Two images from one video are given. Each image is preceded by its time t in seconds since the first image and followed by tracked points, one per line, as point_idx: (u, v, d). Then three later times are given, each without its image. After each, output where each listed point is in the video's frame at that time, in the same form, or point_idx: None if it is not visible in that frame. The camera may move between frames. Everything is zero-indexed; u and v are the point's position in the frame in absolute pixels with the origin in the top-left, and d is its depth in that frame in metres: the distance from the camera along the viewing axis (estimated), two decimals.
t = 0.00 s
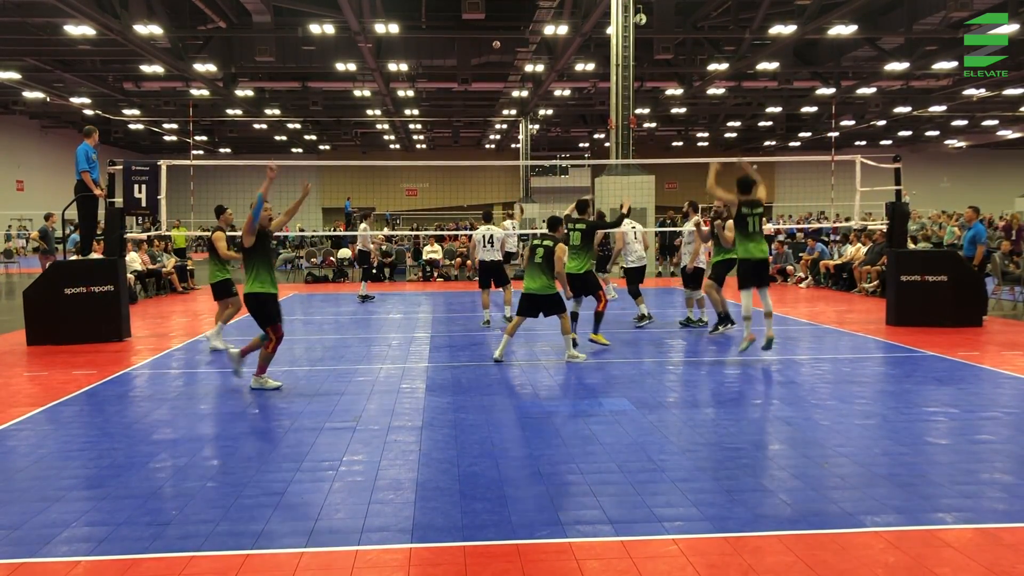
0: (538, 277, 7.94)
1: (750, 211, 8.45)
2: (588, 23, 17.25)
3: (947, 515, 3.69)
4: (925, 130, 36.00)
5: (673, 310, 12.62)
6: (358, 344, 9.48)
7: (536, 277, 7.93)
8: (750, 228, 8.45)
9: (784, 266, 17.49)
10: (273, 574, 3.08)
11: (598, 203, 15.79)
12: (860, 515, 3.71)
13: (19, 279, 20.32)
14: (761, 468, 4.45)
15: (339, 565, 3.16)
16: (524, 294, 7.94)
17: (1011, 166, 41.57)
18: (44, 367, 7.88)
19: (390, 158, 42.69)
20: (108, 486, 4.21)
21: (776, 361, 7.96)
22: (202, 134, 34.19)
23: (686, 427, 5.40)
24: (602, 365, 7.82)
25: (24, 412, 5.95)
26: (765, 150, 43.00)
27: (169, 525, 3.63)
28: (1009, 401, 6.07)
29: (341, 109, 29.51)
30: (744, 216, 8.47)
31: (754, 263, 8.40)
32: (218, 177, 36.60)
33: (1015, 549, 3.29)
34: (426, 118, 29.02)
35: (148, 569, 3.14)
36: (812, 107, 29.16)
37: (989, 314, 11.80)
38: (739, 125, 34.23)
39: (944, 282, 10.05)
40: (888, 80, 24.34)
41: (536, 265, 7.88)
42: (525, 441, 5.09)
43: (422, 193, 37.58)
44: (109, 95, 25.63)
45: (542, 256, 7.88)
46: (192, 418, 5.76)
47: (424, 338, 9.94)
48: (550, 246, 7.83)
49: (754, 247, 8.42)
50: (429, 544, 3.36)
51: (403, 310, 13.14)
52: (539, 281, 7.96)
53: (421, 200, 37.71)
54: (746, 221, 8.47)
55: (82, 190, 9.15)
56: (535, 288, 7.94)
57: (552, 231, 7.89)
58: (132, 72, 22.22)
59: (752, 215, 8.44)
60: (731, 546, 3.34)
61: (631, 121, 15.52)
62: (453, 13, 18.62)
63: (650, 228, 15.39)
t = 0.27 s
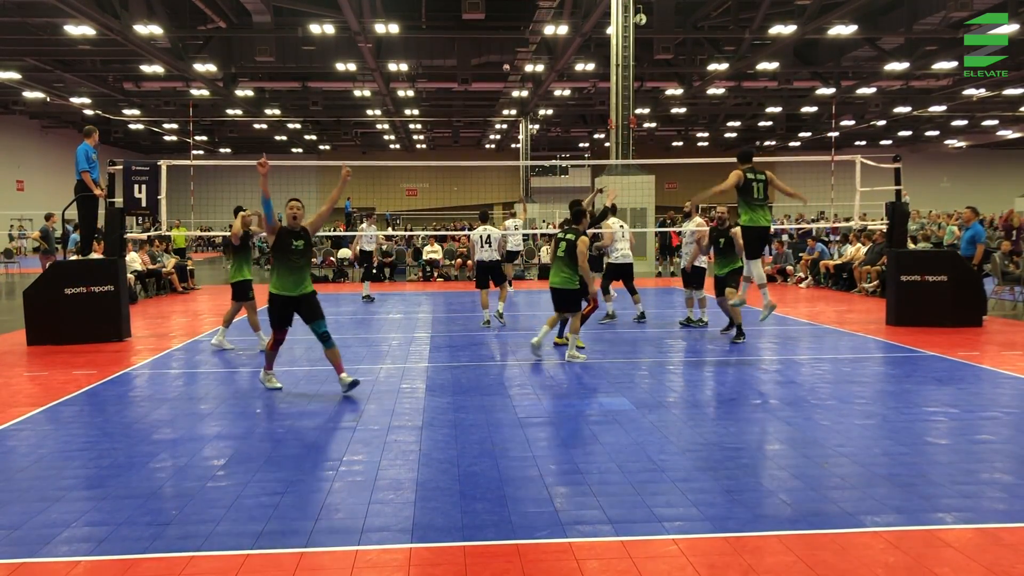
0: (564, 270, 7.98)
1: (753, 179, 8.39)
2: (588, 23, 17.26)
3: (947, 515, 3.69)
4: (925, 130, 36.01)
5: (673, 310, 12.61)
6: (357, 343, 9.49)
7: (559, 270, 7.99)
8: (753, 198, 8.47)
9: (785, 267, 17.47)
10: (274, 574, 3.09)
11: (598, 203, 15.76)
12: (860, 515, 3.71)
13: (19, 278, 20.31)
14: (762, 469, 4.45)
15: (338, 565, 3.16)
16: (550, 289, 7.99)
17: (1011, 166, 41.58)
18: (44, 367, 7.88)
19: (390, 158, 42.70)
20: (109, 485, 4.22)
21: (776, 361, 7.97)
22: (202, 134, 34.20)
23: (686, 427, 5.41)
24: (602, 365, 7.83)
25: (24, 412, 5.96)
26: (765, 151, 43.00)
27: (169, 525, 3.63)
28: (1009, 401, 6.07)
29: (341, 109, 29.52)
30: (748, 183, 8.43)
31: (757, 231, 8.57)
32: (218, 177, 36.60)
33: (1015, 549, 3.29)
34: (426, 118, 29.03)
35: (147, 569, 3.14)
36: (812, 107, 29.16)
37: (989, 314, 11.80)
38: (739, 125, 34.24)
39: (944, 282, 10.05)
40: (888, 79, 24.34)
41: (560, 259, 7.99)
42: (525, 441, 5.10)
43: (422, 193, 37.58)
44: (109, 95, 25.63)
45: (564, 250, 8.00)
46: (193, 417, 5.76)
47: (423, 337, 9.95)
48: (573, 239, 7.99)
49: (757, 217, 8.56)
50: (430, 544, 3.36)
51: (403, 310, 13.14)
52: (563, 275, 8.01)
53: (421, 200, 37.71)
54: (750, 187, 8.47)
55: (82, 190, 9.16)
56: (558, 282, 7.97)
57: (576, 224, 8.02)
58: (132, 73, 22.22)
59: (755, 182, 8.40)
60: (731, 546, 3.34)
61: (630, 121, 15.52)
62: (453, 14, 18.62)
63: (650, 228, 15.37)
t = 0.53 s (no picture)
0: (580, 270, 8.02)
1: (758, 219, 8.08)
2: (588, 23, 17.26)
3: (946, 515, 3.70)
4: (925, 130, 36.01)
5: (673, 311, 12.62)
6: (357, 343, 9.49)
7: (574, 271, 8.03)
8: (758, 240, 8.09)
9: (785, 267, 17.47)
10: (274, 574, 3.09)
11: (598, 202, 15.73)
12: (859, 514, 3.71)
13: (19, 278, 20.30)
14: (762, 469, 4.45)
15: (338, 565, 3.16)
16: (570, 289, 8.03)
17: (1011, 166, 41.58)
18: (44, 367, 7.88)
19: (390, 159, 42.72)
20: (108, 485, 4.22)
21: (776, 361, 7.97)
22: (202, 134, 34.21)
23: (687, 427, 5.40)
24: (602, 365, 7.84)
25: (24, 411, 5.96)
26: (765, 151, 43.01)
27: (169, 525, 3.63)
28: (1008, 401, 6.06)
29: (341, 109, 29.53)
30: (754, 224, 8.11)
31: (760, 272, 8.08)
32: (218, 177, 36.61)
33: (1014, 549, 3.29)
34: (426, 119, 29.04)
35: (147, 569, 3.14)
36: (812, 107, 29.16)
37: (988, 314, 11.82)
38: (739, 125, 34.23)
39: (944, 283, 10.05)
40: (888, 80, 24.34)
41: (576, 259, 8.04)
42: (525, 441, 5.09)
43: (422, 193, 37.58)
44: (109, 95, 25.63)
45: (579, 249, 8.04)
46: (193, 417, 5.76)
47: (423, 338, 9.94)
48: (586, 238, 8.02)
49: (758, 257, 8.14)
50: (429, 544, 3.36)
51: (403, 310, 13.14)
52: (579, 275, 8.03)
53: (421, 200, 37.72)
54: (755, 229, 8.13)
55: (82, 190, 9.15)
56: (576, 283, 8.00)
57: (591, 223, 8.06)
58: (132, 73, 22.22)
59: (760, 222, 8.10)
60: (730, 546, 3.34)
61: (630, 121, 15.52)
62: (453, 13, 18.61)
63: (651, 228, 15.38)
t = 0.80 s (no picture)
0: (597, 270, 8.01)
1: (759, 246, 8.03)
2: (589, 23, 17.26)
3: (947, 515, 3.69)
4: (925, 130, 36.01)
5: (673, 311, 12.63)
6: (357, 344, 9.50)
7: (591, 271, 8.01)
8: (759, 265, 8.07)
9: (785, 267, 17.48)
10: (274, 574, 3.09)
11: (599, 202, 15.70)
12: (859, 515, 3.71)
13: (19, 278, 20.29)
14: (762, 469, 4.45)
15: (338, 566, 3.16)
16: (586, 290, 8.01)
17: (1011, 166, 41.58)
18: (44, 368, 7.88)
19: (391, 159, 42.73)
20: (109, 486, 4.22)
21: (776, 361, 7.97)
22: (202, 134, 34.20)
23: (687, 428, 5.40)
24: (602, 365, 7.84)
25: (24, 412, 5.96)
26: (765, 150, 43.02)
27: (169, 525, 3.63)
28: (1008, 401, 6.06)
29: (342, 109, 29.53)
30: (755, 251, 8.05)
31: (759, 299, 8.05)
32: (218, 176, 36.62)
33: (1015, 549, 3.28)
34: (426, 119, 29.04)
35: (147, 569, 3.14)
36: (812, 107, 29.16)
37: (988, 314, 11.82)
38: (739, 125, 34.23)
39: (944, 283, 10.06)
40: (888, 80, 24.33)
41: (592, 259, 8.02)
42: (525, 441, 5.10)
43: (422, 194, 37.60)
44: (109, 95, 25.62)
45: (593, 249, 8.03)
46: (193, 417, 5.77)
47: (424, 338, 9.94)
48: (599, 237, 8.02)
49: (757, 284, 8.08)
50: (429, 544, 3.36)
51: (403, 310, 13.15)
52: (595, 274, 8.03)
53: (421, 200, 37.72)
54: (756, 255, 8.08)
55: (82, 190, 9.15)
56: (594, 283, 8.00)
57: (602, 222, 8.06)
58: (132, 73, 22.21)
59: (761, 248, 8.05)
60: (731, 546, 3.34)
61: (631, 121, 15.52)
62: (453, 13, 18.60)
63: (651, 228, 15.39)
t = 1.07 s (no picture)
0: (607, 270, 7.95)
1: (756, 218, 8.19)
2: (589, 23, 17.26)
3: (947, 515, 3.69)
4: (925, 130, 36.01)
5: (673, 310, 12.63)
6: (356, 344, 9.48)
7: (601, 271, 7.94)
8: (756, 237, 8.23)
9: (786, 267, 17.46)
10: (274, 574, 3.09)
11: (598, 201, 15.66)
12: (859, 515, 3.71)
13: (19, 278, 20.27)
14: (762, 469, 4.44)
15: (338, 566, 3.15)
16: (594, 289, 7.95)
17: (1011, 166, 41.57)
18: (44, 368, 7.88)
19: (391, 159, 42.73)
20: (109, 486, 4.22)
21: (777, 361, 7.96)
22: (202, 134, 34.20)
23: (687, 428, 5.40)
24: (602, 365, 7.83)
25: (24, 412, 5.96)
26: (765, 151, 43.02)
27: (169, 525, 3.63)
28: (1009, 401, 6.06)
29: (342, 109, 29.54)
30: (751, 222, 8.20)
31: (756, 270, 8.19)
32: (218, 177, 36.61)
33: (1015, 549, 3.28)
34: (426, 119, 29.04)
35: (146, 569, 3.14)
36: (812, 107, 29.16)
37: (988, 314, 11.82)
38: (739, 125, 34.23)
39: (944, 283, 10.06)
40: (888, 80, 24.33)
41: (604, 259, 7.96)
42: (525, 441, 5.09)
43: (422, 194, 37.59)
44: (109, 95, 25.61)
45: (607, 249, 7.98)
46: (193, 417, 5.76)
47: (424, 338, 9.94)
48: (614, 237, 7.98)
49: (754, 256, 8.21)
50: (429, 545, 3.36)
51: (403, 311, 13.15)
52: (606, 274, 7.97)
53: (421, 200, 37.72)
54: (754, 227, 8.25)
55: (82, 190, 9.15)
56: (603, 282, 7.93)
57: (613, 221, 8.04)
58: (132, 73, 22.20)
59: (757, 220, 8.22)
60: (731, 546, 3.34)
61: (631, 121, 15.51)
62: (453, 13, 18.59)
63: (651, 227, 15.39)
